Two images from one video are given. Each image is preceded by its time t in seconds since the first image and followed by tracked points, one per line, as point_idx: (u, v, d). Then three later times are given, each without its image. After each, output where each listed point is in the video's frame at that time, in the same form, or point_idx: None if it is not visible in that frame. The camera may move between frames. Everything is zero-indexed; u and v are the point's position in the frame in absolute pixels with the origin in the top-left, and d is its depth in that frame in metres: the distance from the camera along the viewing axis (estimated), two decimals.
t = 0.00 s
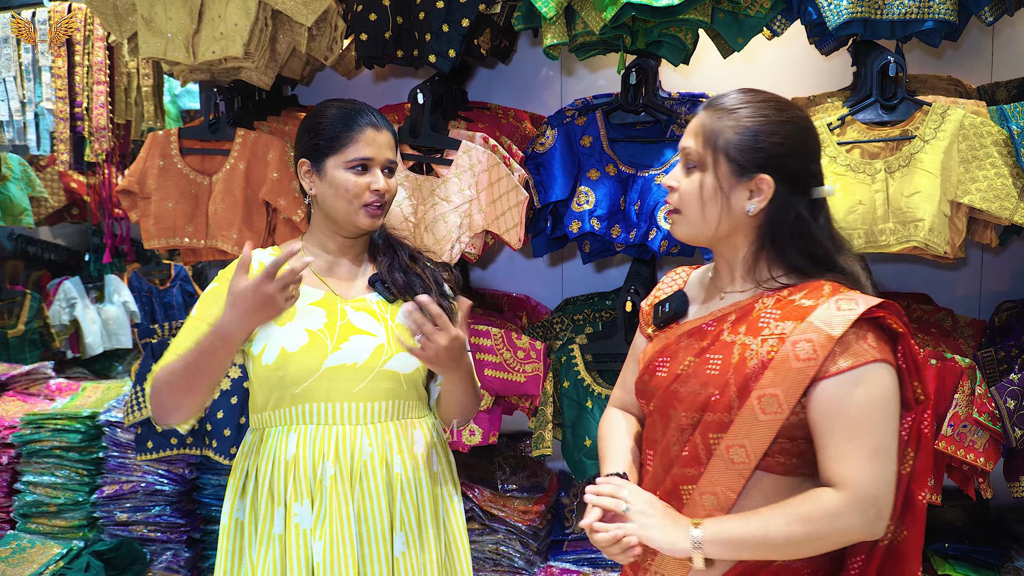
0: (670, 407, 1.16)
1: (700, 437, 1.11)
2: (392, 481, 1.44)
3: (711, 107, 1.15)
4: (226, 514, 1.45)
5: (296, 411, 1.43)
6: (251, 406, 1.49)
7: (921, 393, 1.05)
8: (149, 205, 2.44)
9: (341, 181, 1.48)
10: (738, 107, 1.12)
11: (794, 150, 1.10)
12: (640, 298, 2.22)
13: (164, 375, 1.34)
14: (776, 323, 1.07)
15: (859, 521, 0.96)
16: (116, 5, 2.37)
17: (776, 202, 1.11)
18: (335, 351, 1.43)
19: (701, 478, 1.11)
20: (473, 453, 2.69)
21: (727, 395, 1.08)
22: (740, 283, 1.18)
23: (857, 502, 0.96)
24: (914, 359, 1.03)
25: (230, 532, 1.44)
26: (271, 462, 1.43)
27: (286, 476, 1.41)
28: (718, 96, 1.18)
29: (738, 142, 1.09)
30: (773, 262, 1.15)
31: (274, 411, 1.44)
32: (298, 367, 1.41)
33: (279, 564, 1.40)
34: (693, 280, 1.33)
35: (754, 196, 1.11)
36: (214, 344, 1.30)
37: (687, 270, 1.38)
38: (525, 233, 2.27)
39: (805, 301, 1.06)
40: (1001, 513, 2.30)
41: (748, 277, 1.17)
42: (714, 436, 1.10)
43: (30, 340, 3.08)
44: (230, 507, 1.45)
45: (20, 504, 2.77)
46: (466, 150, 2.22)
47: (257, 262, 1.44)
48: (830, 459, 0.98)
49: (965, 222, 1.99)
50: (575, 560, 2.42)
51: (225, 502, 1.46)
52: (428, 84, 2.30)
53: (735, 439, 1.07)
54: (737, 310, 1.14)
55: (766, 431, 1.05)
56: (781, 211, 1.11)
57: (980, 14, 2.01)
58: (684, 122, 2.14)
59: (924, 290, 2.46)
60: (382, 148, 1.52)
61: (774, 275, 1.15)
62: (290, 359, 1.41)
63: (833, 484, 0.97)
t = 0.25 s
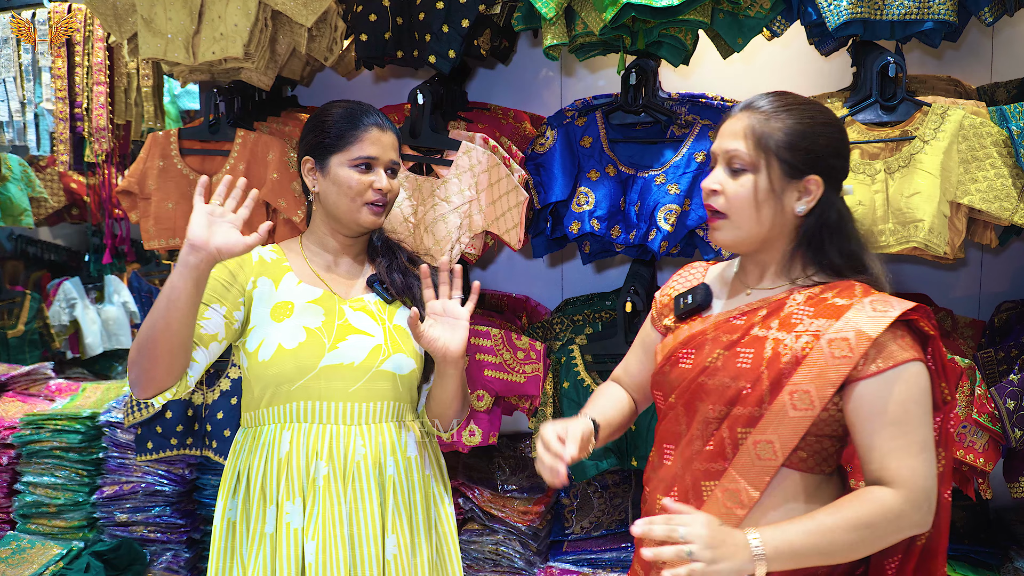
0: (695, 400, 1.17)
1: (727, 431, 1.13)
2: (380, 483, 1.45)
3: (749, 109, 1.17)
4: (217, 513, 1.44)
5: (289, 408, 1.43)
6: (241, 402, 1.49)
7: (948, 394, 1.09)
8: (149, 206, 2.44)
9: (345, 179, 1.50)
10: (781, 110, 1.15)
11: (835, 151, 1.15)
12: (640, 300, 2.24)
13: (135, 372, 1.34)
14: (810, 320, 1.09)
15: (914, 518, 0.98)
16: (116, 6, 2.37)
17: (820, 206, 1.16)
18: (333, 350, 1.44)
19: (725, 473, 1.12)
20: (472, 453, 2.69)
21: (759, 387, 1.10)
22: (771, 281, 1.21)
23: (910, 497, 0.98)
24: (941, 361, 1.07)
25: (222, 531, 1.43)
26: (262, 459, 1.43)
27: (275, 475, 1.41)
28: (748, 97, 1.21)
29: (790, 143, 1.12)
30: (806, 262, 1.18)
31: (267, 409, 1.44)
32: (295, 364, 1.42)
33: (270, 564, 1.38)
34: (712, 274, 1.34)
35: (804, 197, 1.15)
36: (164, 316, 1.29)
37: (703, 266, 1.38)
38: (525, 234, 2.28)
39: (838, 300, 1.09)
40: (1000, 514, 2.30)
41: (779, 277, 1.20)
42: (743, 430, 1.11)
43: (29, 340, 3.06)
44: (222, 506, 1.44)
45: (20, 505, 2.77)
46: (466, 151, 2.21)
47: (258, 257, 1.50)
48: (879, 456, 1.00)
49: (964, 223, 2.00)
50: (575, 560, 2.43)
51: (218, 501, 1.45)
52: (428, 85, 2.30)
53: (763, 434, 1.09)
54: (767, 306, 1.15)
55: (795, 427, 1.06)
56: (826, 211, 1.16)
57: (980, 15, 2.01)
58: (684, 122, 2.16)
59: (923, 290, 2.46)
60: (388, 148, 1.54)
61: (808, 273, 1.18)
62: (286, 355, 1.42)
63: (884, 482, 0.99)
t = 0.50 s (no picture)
0: (718, 399, 1.19)
1: (754, 429, 1.15)
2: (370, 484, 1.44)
3: (751, 122, 1.20)
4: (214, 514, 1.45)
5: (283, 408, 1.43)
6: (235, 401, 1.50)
7: (963, 397, 1.14)
8: (149, 207, 2.44)
9: (344, 182, 1.50)
10: (786, 116, 1.19)
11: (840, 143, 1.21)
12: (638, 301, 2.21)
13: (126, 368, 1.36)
14: (838, 321, 1.12)
15: (930, 512, 1.01)
16: (117, 7, 2.37)
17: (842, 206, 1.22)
18: (331, 350, 1.44)
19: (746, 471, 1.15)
20: (472, 454, 2.70)
21: (789, 387, 1.13)
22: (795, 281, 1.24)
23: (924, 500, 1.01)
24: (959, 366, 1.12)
25: (219, 533, 1.43)
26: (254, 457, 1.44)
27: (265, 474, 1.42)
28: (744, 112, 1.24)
29: (807, 142, 1.17)
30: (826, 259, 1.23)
31: (265, 409, 1.45)
32: (293, 364, 1.42)
33: (266, 564, 1.38)
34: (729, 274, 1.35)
35: (828, 193, 1.20)
36: (154, 322, 1.32)
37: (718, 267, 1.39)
38: (524, 235, 2.28)
39: (866, 303, 1.12)
40: (1000, 514, 2.30)
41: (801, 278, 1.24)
42: (770, 428, 1.14)
43: (30, 340, 3.08)
44: (219, 507, 1.44)
45: (20, 506, 2.77)
46: (466, 152, 2.22)
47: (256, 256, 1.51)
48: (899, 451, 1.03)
49: (963, 224, 2.00)
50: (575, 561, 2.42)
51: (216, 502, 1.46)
52: (428, 86, 2.30)
53: (791, 434, 1.11)
54: (795, 305, 1.17)
55: (822, 427, 1.10)
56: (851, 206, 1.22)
57: (979, 16, 2.01)
58: (684, 123, 2.17)
59: (922, 291, 2.47)
60: (389, 153, 1.54)
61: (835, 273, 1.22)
62: (285, 355, 1.42)
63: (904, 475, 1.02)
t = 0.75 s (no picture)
0: (723, 396, 1.22)
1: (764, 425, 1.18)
2: (368, 482, 1.44)
3: (785, 118, 1.20)
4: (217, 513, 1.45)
5: (289, 408, 1.44)
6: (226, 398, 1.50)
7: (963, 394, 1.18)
8: (148, 207, 2.44)
9: (339, 177, 1.50)
10: (819, 117, 1.19)
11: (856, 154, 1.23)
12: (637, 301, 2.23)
13: (134, 372, 1.36)
14: (841, 318, 1.17)
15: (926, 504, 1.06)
16: (116, 8, 2.37)
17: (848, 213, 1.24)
18: (335, 351, 1.45)
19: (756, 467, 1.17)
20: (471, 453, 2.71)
21: (795, 384, 1.16)
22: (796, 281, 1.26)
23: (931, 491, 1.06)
24: (956, 363, 1.17)
25: (223, 531, 1.44)
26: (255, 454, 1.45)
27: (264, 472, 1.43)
28: (777, 105, 1.23)
29: (832, 154, 1.18)
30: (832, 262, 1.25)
31: (270, 409, 1.45)
32: (298, 364, 1.43)
33: (267, 563, 1.37)
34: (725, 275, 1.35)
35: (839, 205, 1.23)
36: (164, 325, 1.32)
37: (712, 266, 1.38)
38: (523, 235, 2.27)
39: (866, 300, 1.17)
40: (998, 514, 2.30)
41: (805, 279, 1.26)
42: (777, 425, 1.17)
43: (29, 340, 3.07)
44: (223, 505, 1.44)
45: (20, 505, 2.77)
46: (465, 152, 2.23)
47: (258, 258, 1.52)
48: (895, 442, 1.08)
49: (961, 224, 2.00)
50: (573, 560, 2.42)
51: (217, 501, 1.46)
52: (427, 86, 2.30)
53: (798, 431, 1.15)
54: (797, 303, 1.21)
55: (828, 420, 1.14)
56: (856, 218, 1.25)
57: (977, 17, 2.01)
58: (682, 123, 2.17)
59: (921, 290, 2.47)
60: (384, 149, 1.53)
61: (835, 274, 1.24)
62: (290, 356, 1.43)
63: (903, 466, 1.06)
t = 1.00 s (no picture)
0: (740, 396, 1.24)
1: (779, 421, 1.22)
2: (341, 498, 1.45)
3: (777, 122, 1.30)
4: (160, 537, 1.37)
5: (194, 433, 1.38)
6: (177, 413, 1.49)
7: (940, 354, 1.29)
8: (140, 204, 2.44)
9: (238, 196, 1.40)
10: (805, 126, 1.30)
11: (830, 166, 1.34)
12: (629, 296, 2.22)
13: (130, 424, 1.37)
14: (838, 313, 1.22)
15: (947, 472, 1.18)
16: (105, 3, 2.35)
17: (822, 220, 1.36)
18: (230, 376, 1.36)
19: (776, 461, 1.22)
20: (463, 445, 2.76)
21: (808, 378, 1.21)
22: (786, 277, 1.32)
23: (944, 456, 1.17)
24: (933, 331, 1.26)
25: (168, 556, 1.36)
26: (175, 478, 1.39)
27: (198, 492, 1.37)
28: (766, 113, 1.33)
29: (823, 150, 1.28)
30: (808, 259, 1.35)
31: (181, 429, 1.40)
32: (190, 389, 1.36)
33: None
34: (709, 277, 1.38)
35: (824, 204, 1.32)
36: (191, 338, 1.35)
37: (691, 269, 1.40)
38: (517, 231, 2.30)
39: (858, 293, 1.23)
40: (975, 499, 2.39)
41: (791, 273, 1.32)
42: (794, 418, 1.21)
43: (10, 334, 2.96)
44: (134, 513, 1.42)
45: (12, 502, 2.77)
46: (459, 150, 2.27)
47: (175, 274, 1.43)
48: (908, 431, 1.18)
49: (943, 222, 2.06)
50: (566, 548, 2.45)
51: (159, 524, 1.38)
52: (421, 83, 2.32)
53: (813, 421, 1.21)
54: (796, 301, 1.25)
55: (841, 411, 1.20)
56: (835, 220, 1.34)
57: (960, 19, 2.07)
58: (674, 122, 2.22)
59: (901, 283, 2.55)
60: (284, 159, 1.40)
61: (822, 270, 1.33)
62: (182, 380, 1.36)
63: (919, 450, 1.17)
